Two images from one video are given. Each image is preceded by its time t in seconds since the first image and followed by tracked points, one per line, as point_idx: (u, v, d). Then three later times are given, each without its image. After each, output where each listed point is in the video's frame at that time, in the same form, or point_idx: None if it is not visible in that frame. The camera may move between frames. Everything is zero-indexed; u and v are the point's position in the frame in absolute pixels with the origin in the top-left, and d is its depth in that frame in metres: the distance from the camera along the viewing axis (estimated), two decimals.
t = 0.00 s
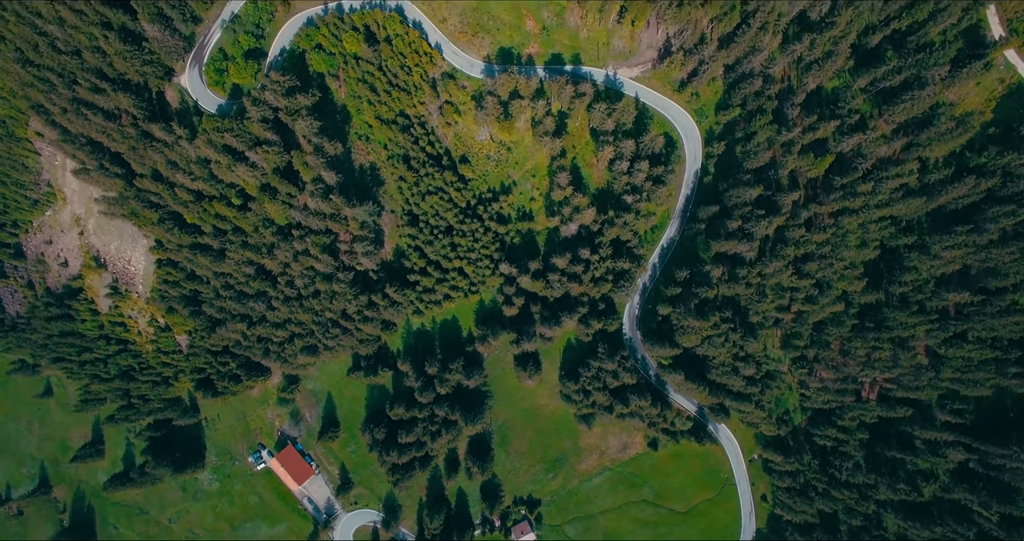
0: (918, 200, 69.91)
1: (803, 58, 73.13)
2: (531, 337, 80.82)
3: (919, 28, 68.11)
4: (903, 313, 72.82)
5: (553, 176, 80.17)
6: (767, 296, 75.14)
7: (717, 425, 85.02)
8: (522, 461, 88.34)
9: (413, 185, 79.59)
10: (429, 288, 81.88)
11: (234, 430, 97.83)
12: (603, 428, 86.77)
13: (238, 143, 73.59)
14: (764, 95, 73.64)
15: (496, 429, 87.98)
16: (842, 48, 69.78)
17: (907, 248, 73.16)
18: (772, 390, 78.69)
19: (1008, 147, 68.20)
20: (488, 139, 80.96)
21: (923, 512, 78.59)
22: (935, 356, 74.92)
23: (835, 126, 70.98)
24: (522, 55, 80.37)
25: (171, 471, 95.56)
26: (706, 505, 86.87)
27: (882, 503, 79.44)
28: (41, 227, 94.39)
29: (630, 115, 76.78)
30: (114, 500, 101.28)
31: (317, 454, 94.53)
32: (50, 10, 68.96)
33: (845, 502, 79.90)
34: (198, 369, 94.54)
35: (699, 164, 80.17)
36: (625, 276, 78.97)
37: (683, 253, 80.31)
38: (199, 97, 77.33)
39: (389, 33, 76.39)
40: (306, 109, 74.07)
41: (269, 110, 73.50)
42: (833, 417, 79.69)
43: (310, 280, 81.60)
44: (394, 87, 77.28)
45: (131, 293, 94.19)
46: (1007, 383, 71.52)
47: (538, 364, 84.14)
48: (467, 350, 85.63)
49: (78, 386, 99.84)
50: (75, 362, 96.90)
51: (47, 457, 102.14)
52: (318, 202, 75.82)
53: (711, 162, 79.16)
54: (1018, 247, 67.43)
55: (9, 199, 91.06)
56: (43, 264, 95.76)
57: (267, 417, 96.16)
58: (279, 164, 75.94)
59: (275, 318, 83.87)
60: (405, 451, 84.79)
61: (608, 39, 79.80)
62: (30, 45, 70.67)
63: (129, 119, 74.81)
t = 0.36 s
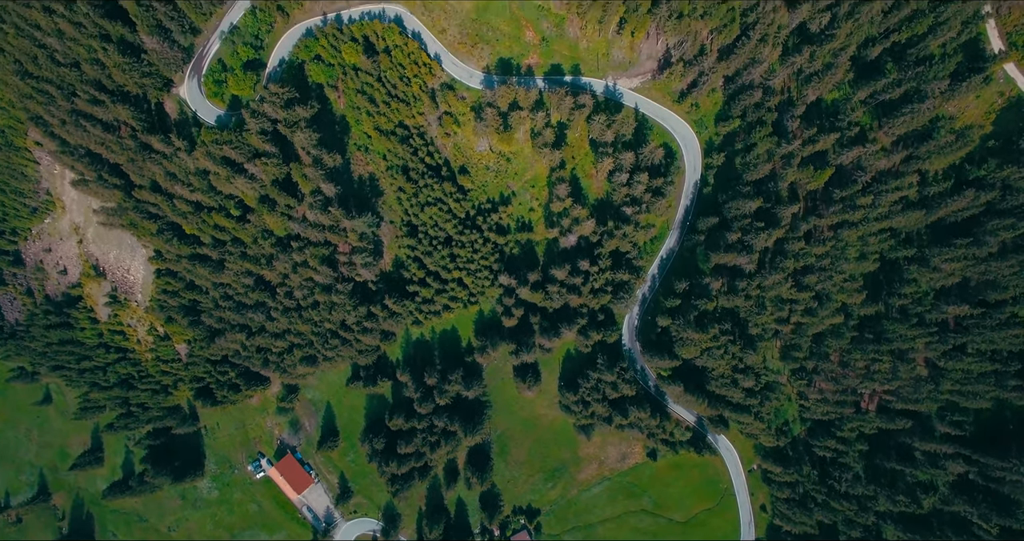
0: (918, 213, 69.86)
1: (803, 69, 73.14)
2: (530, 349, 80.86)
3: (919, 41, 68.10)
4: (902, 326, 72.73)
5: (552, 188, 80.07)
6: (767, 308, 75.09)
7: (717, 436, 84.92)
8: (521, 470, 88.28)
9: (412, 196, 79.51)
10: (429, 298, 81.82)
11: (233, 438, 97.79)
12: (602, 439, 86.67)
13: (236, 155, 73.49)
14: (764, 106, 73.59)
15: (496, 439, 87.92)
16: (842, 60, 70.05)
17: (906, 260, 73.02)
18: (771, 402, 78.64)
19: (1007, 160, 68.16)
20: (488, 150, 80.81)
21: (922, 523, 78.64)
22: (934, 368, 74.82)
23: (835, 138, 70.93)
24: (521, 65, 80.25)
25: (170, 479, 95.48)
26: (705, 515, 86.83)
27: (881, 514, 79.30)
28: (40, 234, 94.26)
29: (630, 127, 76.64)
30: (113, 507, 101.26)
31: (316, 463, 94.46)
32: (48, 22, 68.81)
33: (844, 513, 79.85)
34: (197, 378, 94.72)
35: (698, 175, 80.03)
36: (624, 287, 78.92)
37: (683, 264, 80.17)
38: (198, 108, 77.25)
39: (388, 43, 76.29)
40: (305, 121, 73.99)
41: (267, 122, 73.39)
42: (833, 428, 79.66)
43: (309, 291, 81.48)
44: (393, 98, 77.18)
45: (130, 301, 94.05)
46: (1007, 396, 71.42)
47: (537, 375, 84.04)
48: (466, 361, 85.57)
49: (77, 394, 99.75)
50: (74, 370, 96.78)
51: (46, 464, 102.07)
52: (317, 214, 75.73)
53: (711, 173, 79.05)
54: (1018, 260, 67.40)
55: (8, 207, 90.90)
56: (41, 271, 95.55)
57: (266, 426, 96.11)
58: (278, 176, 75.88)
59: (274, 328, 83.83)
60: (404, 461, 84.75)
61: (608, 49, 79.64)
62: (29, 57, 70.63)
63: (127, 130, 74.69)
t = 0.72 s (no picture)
0: (917, 226, 69.75)
1: (802, 81, 73.07)
2: (529, 360, 80.86)
3: (918, 54, 68.07)
4: (901, 338, 72.68)
5: (551, 199, 79.93)
6: (766, 320, 75.09)
7: (716, 446, 84.90)
8: (520, 480, 88.23)
9: (411, 207, 79.43)
10: (428, 309, 81.74)
11: (232, 446, 97.79)
12: (601, 449, 86.55)
13: (235, 167, 73.42)
14: (763, 118, 73.55)
15: (495, 448, 87.87)
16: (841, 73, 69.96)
17: (906, 272, 72.86)
18: (771, 413, 78.55)
19: (1007, 173, 68.10)
20: (487, 160, 80.66)
21: (921, 535, 78.57)
22: (934, 380, 74.73)
23: (834, 151, 70.87)
24: (521, 76, 80.11)
25: (169, 488, 95.39)
26: (703, 524, 86.84)
27: (880, 526, 78.89)
28: (39, 242, 94.04)
29: (630, 138, 76.42)
30: (112, 514, 101.27)
31: (315, 472, 94.43)
32: (47, 34, 68.72)
33: (843, 524, 79.61)
34: (196, 386, 94.80)
35: (698, 186, 79.84)
36: (623, 298, 78.85)
37: (682, 275, 80.10)
38: (197, 119, 77.18)
39: (386, 54, 76.31)
40: (304, 132, 73.93)
41: (266, 134, 73.32)
42: (832, 439, 79.67)
43: (308, 301, 81.35)
44: (392, 109, 77.09)
45: (129, 310, 93.96)
46: (1006, 408, 71.33)
47: (536, 386, 83.99)
48: (465, 371, 85.53)
49: (77, 402, 99.69)
50: (73, 378, 96.67)
51: (45, 471, 101.99)
52: (316, 226, 75.66)
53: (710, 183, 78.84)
54: (1017, 273, 67.30)
55: (7, 215, 90.71)
56: (40, 278, 95.34)
57: (265, 434, 96.08)
58: (277, 188, 75.84)
59: (273, 339, 83.80)
60: (404, 471, 84.69)
61: (607, 60, 79.46)
62: (28, 69, 70.52)
63: (126, 142, 74.60)
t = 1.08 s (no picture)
0: (917, 238, 69.64)
1: (802, 93, 73.03)
2: (528, 371, 80.87)
3: (917, 67, 68.08)
4: (901, 351, 72.60)
5: (551, 210, 79.87)
6: (765, 332, 75.10)
7: (715, 456, 84.84)
8: (519, 489, 88.04)
9: (410, 217, 79.35)
10: (427, 319, 81.74)
11: (232, 455, 97.81)
12: (600, 459, 86.42)
13: (234, 179, 73.42)
14: (763, 130, 73.48)
15: (494, 458, 87.80)
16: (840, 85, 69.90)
17: (905, 284, 72.77)
18: (770, 424, 78.50)
19: (1006, 186, 68.10)
20: (486, 171, 80.70)
21: None
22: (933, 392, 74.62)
23: (834, 163, 70.82)
24: (520, 87, 80.00)
25: (169, 496, 95.17)
26: (703, 534, 86.82)
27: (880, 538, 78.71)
28: (39, 249, 93.62)
29: (629, 149, 76.29)
30: (111, 522, 101.29)
31: (315, 480, 94.37)
32: (45, 47, 68.59)
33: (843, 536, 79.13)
34: (195, 395, 94.85)
35: (697, 196, 79.69)
36: (622, 309, 78.73)
37: (681, 286, 80.10)
38: (196, 130, 77.06)
39: (386, 65, 76.40)
40: (303, 144, 73.91)
41: (264, 146, 73.26)
42: (831, 450, 79.80)
43: (307, 312, 81.25)
44: (391, 120, 77.06)
45: (129, 319, 93.83)
46: (1006, 420, 71.26)
47: (535, 396, 83.95)
48: (465, 382, 85.51)
49: (76, 409, 99.56)
50: (72, 386, 96.51)
51: (44, 478, 101.83)
52: (315, 238, 75.62)
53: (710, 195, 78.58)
54: (1017, 286, 67.29)
55: (6, 223, 90.40)
56: (40, 286, 95.12)
57: (264, 443, 96.02)
58: (275, 200, 75.77)
59: (272, 349, 83.78)
60: (403, 482, 84.66)
61: (607, 70, 79.33)
62: (26, 81, 70.45)
63: (125, 153, 74.59)
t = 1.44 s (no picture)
0: (917, 251, 69.51)
1: (802, 105, 72.96)
2: (527, 382, 80.94)
3: (917, 80, 68.02)
4: (900, 364, 72.51)
5: (550, 221, 79.81)
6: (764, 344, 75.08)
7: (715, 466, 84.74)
8: (518, 499, 87.81)
9: (409, 228, 79.23)
10: (426, 330, 81.67)
11: (231, 463, 97.72)
12: (600, 470, 86.29)
13: (233, 192, 73.38)
14: (763, 142, 73.37)
15: (493, 467, 87.70)
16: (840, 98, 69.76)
17: (905, 296, 72.65)
18: (769, 436, 78.44)
19: (1006, 199, 67.98)
20: (485, 182, 80.65)
21: None
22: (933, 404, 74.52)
23: (833, 176, 70.79)
24: (519, 97, 79.84)
25: (167, 505, 94.95)
26: None
27: None
28: (38, 256, 93.39)
29: (628, 161, 76.17)
30: (110, 529, 101.27)
31: (314, 489, 94.31)
32: (44, 59, 68.46)
33: None
34: (194, 404, 94.81)
35: (697, 207, 79.53)
36: (621, 321, 78.65)
37: (680, 297, 80.01)
38: (194, 141, 76.96)
39: (384, 76, 76.26)
40: (301, 156, 73.91)
41: (263, 158, 73.27)
42: (830, 461, 79.63)
43: (306, 323, 81.17)
44: (390, 130, 76.91)
45: (128, 327, 93.74)
46: (1005, 433, 71.13)
47: (535, 407, 83.85)
48: (464, 392, 85.49)
49: (75, 417, 99.38)
50: (71, 394, 96.28)
51: (43, 485, 101.71)
52: (314, 250, 75.60)
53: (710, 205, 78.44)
54: (1016, 300, 67.18)
55: (5, 231, 90.16)
56: (39, 293, 94.80)
57: (263, 452, 95.95)
58: (274, 212, 75.75)
59: (271, 359, 83.76)
60: (402, 492, 84.63)
61: (606, 81, 79.10)
62: (25, 93, 70.33)
63: (124, 165, 74.51)
